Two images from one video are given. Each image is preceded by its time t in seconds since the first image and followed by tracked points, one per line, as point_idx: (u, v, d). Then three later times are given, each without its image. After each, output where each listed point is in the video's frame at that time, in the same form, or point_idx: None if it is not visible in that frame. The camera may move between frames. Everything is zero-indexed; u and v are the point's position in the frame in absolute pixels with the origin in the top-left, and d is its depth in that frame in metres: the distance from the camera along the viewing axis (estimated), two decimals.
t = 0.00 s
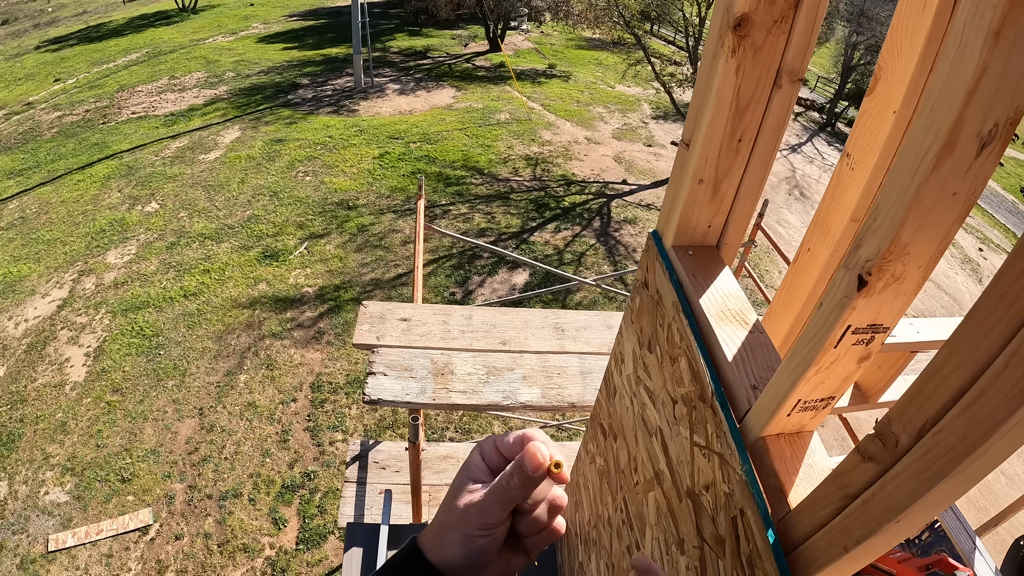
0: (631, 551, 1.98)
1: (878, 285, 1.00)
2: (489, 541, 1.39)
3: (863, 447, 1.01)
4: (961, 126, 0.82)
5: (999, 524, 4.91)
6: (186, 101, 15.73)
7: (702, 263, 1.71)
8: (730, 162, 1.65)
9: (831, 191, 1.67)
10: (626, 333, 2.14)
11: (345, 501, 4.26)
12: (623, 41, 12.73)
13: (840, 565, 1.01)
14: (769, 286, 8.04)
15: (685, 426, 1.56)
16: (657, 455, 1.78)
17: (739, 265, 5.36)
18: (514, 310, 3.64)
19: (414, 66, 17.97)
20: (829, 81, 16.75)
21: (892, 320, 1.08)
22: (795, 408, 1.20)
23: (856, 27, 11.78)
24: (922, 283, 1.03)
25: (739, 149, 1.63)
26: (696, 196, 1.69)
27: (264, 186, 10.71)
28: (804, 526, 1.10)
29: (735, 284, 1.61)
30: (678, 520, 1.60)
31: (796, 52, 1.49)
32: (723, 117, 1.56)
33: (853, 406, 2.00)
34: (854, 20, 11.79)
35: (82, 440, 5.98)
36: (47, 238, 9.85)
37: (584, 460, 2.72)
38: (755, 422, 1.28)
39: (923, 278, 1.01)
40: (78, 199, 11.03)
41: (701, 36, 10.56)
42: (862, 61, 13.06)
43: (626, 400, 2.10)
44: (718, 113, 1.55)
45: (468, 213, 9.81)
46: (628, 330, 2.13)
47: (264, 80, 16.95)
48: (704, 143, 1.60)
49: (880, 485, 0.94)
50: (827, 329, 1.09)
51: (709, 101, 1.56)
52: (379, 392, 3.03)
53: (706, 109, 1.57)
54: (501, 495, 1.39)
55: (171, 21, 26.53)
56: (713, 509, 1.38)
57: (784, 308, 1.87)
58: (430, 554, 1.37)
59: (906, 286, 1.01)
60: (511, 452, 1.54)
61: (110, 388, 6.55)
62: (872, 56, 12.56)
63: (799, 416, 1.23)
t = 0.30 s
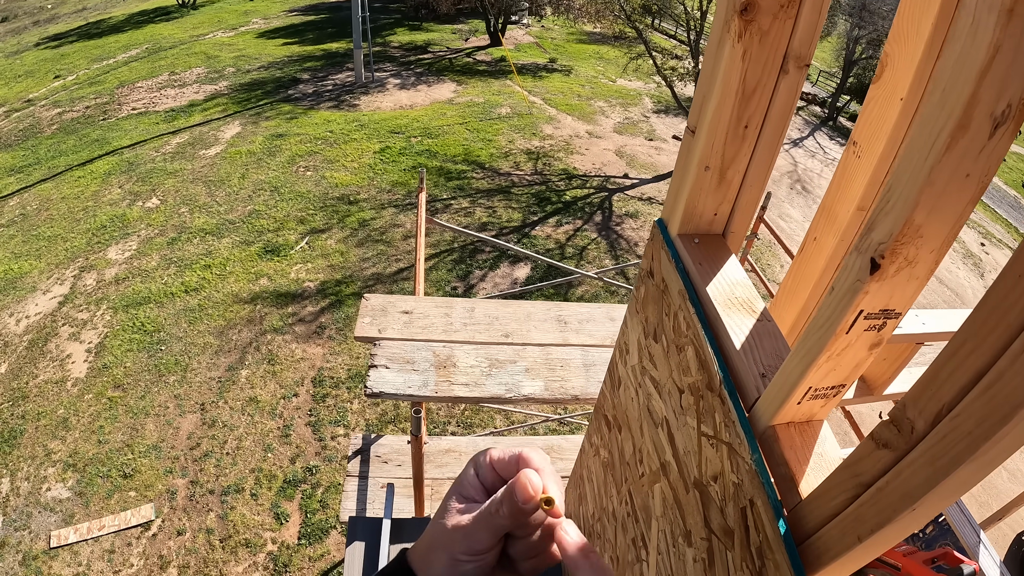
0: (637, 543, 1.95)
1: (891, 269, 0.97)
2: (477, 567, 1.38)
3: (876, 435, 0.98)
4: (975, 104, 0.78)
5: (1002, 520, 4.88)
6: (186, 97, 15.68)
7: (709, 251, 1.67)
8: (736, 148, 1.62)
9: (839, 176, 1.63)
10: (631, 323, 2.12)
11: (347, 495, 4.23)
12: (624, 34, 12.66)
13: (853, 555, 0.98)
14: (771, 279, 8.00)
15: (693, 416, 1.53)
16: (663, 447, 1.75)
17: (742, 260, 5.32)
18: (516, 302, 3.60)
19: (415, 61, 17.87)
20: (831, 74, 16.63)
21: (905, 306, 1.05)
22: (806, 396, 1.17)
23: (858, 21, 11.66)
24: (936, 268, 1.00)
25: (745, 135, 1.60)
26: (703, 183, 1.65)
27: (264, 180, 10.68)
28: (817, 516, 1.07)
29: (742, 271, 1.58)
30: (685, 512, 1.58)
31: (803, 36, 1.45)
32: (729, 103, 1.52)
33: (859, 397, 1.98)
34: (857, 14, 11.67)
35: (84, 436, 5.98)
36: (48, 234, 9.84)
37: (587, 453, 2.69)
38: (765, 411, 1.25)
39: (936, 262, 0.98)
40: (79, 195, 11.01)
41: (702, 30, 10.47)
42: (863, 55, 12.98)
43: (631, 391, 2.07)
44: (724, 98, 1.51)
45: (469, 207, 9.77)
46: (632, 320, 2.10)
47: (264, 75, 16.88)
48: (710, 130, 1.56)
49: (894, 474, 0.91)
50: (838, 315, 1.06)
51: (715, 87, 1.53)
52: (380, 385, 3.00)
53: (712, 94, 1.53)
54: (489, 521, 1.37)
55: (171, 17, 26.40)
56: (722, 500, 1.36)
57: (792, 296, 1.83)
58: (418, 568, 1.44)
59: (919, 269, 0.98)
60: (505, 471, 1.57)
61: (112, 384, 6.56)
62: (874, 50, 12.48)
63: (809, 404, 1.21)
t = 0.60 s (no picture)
0: (646, 538, 1.92)
1: (917, 248, 0.93)
2: None
3: (903, 423, 0.94)
4: (1006, 74, 0.74)
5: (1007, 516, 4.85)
6: (185, 93, 15.60)
7: (720, 237, 1.64)
8: (747, 131, 1.58)
9: (852, 160, 1.59)
10: (638, 313, 2.08)
11: (348, 491, 4.23)
12: (626, 28, 12.57)
13: (878, 548, 0.95)
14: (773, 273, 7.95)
15: (705, 406, 1.50)
16: (673, 439, 1.72)
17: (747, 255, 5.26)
18: (519, 295, 3.56)
19: (415, 56, 17.76)
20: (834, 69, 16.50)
21: (929, 288, 1.01)
22: (825, 384, 1.13)
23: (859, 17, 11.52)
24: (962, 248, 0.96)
25: (758, 117, 1.55)
26: (713, 166, 1.61)
27: (265, 176, 10.63)
28: (838, 509, 1.04)
29: (754, 258, 1.54)
30: (696, 506, 1.55)
31: (816, 13, 1.41)
32: (741, 81, 1.48)
33: (870, 390, 1.96)
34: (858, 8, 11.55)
35: (85, 433, 5.98)
36: (48, 231, 9.81)
37: (593, 447, 2.66)
38: (782, 400, 1.22)
39: (962, 242, 0.94)
40: (79, 192, 10.97)
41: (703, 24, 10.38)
42: (866, 49, 12.87)
43: (639, 382, 2.04)
44: (736, 77, 1.47)
45: (470, 202, 9.72)
46: (640, 310, 2.06)
47: (264, 71, 16.80)
48: (722, 111, 1.52)
49: (924, 462, 0.88)
50: (861, 297, 1.02)
51: (727, 65, 1.48)
52: (381, 378, 2.97)
53: (724, 73, 1.49)
54: (482, 532, 1.42)
55: (171, 14, 26.26)
56: (736, 493, 1.33)
57: (803, 285, 1.79)
58: None
59: (946, 249, 0.94)
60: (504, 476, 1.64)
61: (112, 380, 6.54)
62: (876, 45, 12.39)
63: (828, 393, 1.17)
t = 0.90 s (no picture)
0: (649, 535, 1.91)
1: (925, 242, 0.91)
2: None
3: (911, 418, 0.93)
4: (1015, 65, 0.73)
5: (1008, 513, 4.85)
6: (186, 91, 15.58)
7: (724, 232, 1.62)
8: (751, 124, 1.56)
9: (856, 155, 1.58)
10: (641, 309, 2.07)
11: (350, 487, 4.20)
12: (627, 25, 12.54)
13: (886, 546, 0.94)
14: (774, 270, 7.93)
15: (709, 402, 1.48)
16: (676, 435, 1.71)
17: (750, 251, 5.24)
18: (521, 291, 3.54)
19: (416, 53, 17.71)
20: (835, 65, 16.43)
21: (936, 283, 0.99)
22: (831, 379, 1.12)
23: (861, 13, 11.47)
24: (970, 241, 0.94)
25: (762, 110, 1.54)
26: (717, 161, 1.60)
27: (266, 173, 10.62)
28: (844, 506, 1.03)
29: (759, 253, 1.53)
30: (700, 503, 1.53)
31: (820, 7, 1.40)
32: (746, 74, 1.46)
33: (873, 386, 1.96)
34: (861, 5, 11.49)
35: (86, 431, 5.98)
36: (50, 229, 9.82)
37: (595, 443, 2.65)
38: (787, 396, 1.20)
39: (970, 236, 0.93)
40: (80, 189, 10.98)
41: (704, 20, 10.33)
42: (868, 45, 12.81)
43: (642, 378, 2.03)
44: (740, 70, 1.45)
45: (472, 199, 9.70)
46: (643, 305, 2.05)
47: (266, 68, 16.76)
48: (725, 105, 1.51)
49: (933, 459, 0.87)
50: (868, 292, 1.00)
51: (731, 58, 1.47)
52: (383, 374, 2.96)
53: (729, 66, 1.47)
54: (469, 542, 1.41)
55: (171, 11, 26.20)
56: (741, 490, 1.32)
57: (808, 280, 1.78)
58: None
59: (953, 242, 0.92)
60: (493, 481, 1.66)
61: (114, 377, 6.55)
62: (878, 41, 12.35)
63: (834, 388, 1.16)
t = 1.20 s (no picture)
0: (651, 533, 1.91)
1: (923, 240, 0.91)
2: None
3: (909, 415, 0.93)
4: (1014, 65, 0.73)
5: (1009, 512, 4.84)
6: (188, 90, 15.60)
7: (725, 231, 1.63)
8: (752, 123, 1.56)
9: (856, 154, 1.58)
10: (643, 308, 2.07)
11: (352, 486, 4.14)
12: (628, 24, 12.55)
13: (884, 542, 0.94)
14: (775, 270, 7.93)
15: (710, 400, 1.48)
16: (678, 433, 1.71)
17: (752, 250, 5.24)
18: (523, 290, 3.54)
19: (418, 53, 17.71)
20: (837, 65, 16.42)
21: (935, 282, 0.99)
22: (830, 377, 1.12)
23: (862, 12, 11.44)
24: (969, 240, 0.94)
25: (762, 110, 1.54)
26: (718, 160, 1.60)
27: (268, 173, 10.63)
28: (843, 503, 1.03)
29: (760, 252, 1.53)
30: (701, 501, 1.54)
31: (821, 8, 1.39)
32: (746, 75, 1.46)
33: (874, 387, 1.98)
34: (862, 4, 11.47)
35: (89, 430, 6.00)
36: (52, 229, 9.83)
37: (597, 442, 2.65)
38: (787, 394, 1.21)
39: (969, 234, 0.93)
40: (82, 189, 11.00)
41: (705, 19, 10.32)
42: (869, 44, 12.80)
43: (644, 376, 2.03)
44: (741, 70, 1.45)
45: (473, 198, 9.70)
46: (645, 304, 2.05)
47: (267, 67, 16.78)
48: (726, 105, 1.51)
49: (931, 455, 0.87)
50: (867, 290, 1.00)
51: (732, 58, 1.47)
52: (385, 374, 2.97)
53: (729, 66, 1.47)
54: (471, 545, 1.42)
55: (173, 11, 26.20)
56: (741, 487, 1.32)
57: (809, 278, 1.78)
58: None
59: (952, 242, 0.92)
60: (490, 481, 1.66)
61: (116, 377, 6.57)
62: (879, 40, 12.34)
63: (834, 386, 1.16)
